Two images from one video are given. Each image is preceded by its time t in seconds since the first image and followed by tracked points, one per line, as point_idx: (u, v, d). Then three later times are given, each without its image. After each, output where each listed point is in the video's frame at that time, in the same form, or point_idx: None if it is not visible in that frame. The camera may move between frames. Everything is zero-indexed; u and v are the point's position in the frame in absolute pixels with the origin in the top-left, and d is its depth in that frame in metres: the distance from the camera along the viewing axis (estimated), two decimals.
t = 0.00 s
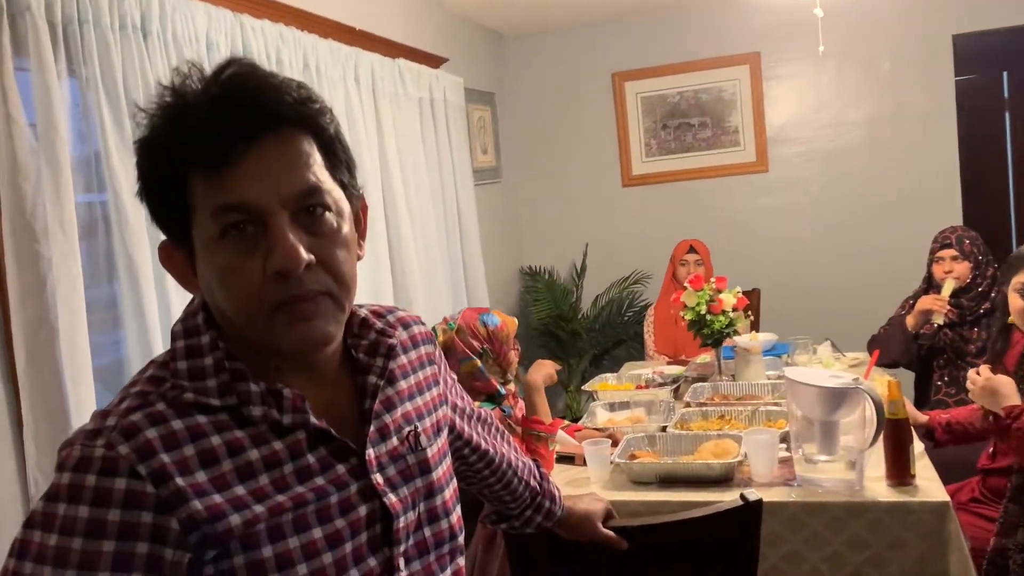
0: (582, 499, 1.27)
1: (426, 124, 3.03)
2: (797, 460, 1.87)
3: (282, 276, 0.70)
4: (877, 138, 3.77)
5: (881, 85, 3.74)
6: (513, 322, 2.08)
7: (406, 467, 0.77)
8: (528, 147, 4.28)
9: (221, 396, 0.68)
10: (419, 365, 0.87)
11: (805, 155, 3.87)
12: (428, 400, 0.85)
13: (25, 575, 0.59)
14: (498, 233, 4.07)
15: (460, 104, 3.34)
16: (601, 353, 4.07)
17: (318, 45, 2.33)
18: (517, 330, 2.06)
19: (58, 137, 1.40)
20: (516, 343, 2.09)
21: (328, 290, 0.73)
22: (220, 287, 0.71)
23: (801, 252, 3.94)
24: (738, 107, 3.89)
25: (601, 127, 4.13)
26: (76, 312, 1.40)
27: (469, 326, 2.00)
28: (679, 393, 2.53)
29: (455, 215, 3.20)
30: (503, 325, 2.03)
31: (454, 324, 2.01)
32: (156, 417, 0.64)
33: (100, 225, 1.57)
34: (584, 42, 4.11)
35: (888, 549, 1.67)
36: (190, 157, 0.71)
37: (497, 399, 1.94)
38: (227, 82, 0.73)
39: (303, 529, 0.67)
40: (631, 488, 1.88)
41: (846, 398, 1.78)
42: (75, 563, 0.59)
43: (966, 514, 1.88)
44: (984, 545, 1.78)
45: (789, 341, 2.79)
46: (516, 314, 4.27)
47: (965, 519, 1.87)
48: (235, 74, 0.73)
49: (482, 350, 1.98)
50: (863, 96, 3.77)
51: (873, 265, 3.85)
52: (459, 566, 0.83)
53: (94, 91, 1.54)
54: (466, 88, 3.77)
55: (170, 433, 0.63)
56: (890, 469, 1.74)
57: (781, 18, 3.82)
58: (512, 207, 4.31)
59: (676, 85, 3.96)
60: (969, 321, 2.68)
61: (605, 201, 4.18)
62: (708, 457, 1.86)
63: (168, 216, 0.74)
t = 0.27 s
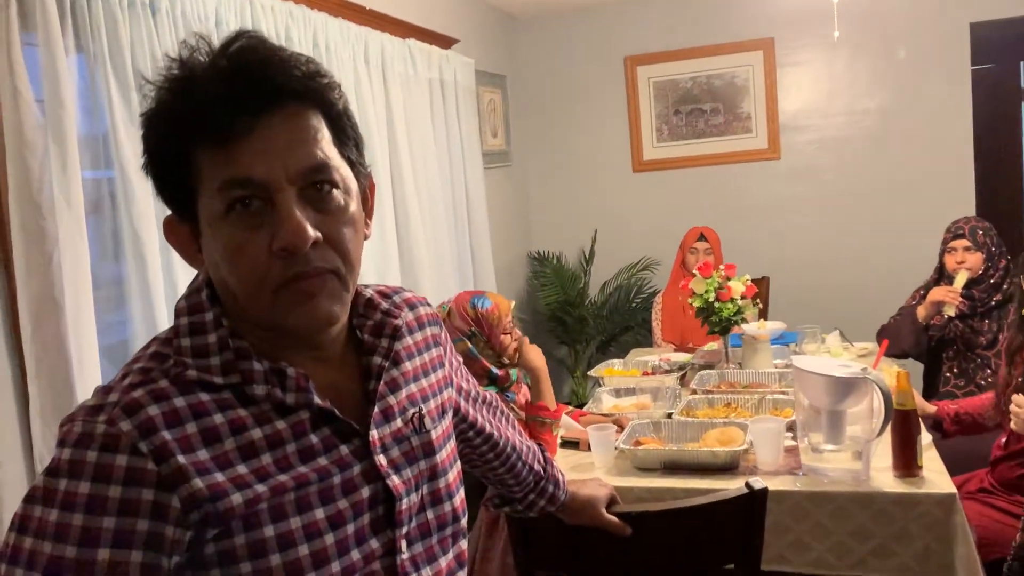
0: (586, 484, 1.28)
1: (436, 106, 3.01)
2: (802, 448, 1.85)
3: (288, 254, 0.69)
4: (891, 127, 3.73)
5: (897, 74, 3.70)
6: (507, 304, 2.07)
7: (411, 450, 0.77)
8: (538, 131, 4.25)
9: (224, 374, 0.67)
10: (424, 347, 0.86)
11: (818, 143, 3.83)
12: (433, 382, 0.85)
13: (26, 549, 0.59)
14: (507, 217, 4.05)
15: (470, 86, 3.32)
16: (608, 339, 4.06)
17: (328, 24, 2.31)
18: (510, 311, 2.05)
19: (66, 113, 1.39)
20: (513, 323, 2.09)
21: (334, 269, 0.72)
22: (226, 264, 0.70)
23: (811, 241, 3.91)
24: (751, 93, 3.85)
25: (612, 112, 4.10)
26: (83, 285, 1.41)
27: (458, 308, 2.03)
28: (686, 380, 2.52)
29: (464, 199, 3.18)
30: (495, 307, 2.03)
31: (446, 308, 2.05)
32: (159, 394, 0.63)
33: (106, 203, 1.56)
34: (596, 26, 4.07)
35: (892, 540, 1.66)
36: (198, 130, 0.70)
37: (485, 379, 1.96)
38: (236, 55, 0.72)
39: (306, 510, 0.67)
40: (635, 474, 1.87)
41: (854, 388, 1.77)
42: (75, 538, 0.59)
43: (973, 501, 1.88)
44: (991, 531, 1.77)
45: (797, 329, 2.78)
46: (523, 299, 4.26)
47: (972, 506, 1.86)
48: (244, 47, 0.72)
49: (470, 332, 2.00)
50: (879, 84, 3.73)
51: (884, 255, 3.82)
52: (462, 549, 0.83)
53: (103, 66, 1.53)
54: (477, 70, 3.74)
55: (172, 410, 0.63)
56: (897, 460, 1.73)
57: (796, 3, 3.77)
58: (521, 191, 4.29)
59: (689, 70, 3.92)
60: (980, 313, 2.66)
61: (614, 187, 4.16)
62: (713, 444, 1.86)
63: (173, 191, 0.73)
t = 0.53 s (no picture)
0: (589, 468, 1.29)
1: (443, 92, 3.01)
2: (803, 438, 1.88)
3: (305, 233, 0.70)
4: (897, 119, 3.72)
5: (904, 66, 3.69)
6: (511, 292, 2.09)
7: (422, 429, 0.78)
8: (544, 119, 4.25)
9: (241, 352, 0.69)
10: (435, 329, 0.88)
11: (823, 134, 3.83)
12: (443, 363, 0.86)
13: (48, 520, 0.60)
14: (511, 204, 4.05)
15: (476, 73, 3.32)
16: (611, 327, 4.07)
17: (336, 9, 2.31)
18: (514, 299, 2.07)
19: (77, 93, 1.40)
20: (516, 310, 2.10)
21: (350, 249, 0.73)
22: (244, 243, 0.71)
23: (814, 233, 3.91)
24: (758, 83, 3.85)
25: (618, 101, 4.10)
26: (93, 263, 1.43)
27: (462, 295, 2.04)
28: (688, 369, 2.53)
29: (469, 186, 3.19)
30: (499, 294, 2.05)
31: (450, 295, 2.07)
32: (178, 370, 0.65)
33: (116, 184, 1.57)
34: (603, 13, 4.06)
35: (891, 529, 1.68)
36: (218, 110, 0.71)
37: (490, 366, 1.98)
38: (256, 36, 0.73)
39: (320, 486, 0.68)
40: (637, 461, 1.89)
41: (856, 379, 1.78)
42: (97, 510, 0.60)
43: (972, 491, 1.90)
44: (988, 520, 1.80)
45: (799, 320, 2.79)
46: (526, 286, 4.27)
47: (970, 495, 1.88)
48: (265, 30, 0.73)
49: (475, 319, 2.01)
50: (885, 76, 3.72)
51: (887, 247, 3.83)
52: (470, 528, 0.84)
53: (114, 48, 1.54)
54: (483, 57, 3.74)
55: (191, 386, 0.64)
56: (897, 450, 1.75)
57: None
58: (526, 178, 4.29)
59: (695, 60, 3.92)
60: (983, 306, 2.67)
61: (619, 175, 4.16)
62: (714, 432, 1.87)
63: (193, 170, 0.74)
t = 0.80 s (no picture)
0: (580, 456, 1.30)
1: (439, 83, 3.02)
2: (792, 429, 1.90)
3: (302, 214, 0.72)
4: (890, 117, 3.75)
5: (897, 64, 3.71)
6: (501, 281, 2.10)
7: (416, 412, 0.80)
8: (539, 112, 4.26)
9: (239, 334, 0.70)
10: (431, 315, 0.89)
11: (817, 131, 3.85)
12: (437, 349, 0.87)
13: (50, 497, 0.61)
14: (506, 196, 4.07)
15: (473, 64, 3.33)
16: (603, 321, 4.09)
17: None
18: (506, 288, 2.09)
19: (76, 81, 1.41)
20: (508, 299, 2.13)
21: (346, 233, 0.74)
22: (243, 223, 0.73)
23: (807, 229, 3.94)
24: (752, 79, 3.87)
25: (613, 95, 4.11)
26: (89, 249, 1.44)
27: (455, 286, 2.05)
28: (679, 361, 2.56)
29: (465, 178, 3.20)
30: (491, 284, 2.06)
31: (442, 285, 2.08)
32: (178, 351, 0.66)
33: (114, 171, 1.58)
34: (600, 7, 4.06)
35: (877, 520, 1.70)
36: (222, 92, 0.73)
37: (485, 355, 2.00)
38: (263, 23, 0.74)
39: (316, 466, 0.70)
40: (627, 451, 1.91)
41: (845, 372, 1.80)
42: (98, 487, 0.61)
43: (958, 482, 1.93)
44: (972, 511, 1.83)
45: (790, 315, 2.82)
46: (521, 279, 4.29)
47: (956, 487, 1.92)
48: (272, 16, 0.75)
49: (468, 308, 2.03)
50: (879, 73, 3.74)
51: (878, 244, 3.85)
52: (462, 510, 0.86)
53: (112, 35, 1.54)
54: (480, 49, 3.74)
55: (191, 367, 0.66)
56: (884, 443, 1.77)
57: None
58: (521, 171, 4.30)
59: (691, 54, 3.93)
60: (972, 303, 2.70)
61: (613, 169, 4.18)
62: (704, 424, 1.90)
63: (196, 152, 0.76)
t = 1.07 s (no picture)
0: (565, 452, 1.32)
1: (427, 82, 3.03)
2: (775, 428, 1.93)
3: (291, 215, 0.73)
4: (875, 119, 3.79)
5: (881, 66, 3.75)
6: (494, 284, 2.13)
7: (404, 409, 0.81)
8: (527, 111, 4.28)
9: (232, 332, 0.71)
10: (419, 315, 0.91)
11: (802, 133, 3.88)
12: (426, 348, 0.89)
13: (45, 491, 0.63)
14: (494, 194, 4.08)
15: (462, 63, 3.33)
16: (590, 319, 4.12)
17: None
18: (498, 289, 2.12)
19: (66, 78, 1.41)
20: (498, 299, 2.15)
21: (334, 234, 0.76)
22: (233, 223, 0.74)
23: (792, 229, 3.98)
24: (739, 80, 3.90)
25: (601, 94, 4.13)
26: (79, 246, 1.44)
27: (447, 285, 2.08)
28: (664, 360, 2.58)
29: (453, 177, 3.21)
30: (483, 285, 2.09)
31: (434, 284, 2.10)
32: (172, 348, 0.67)
33: (104, 168, 1.59)
34: (589, 7, 4.08)
35: (857, 518, 1.73)
36: (215, 95, 0.74)
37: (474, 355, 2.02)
38: (257, 27, 0.76)
39: (307, 462, 0.71)
40: (612, 449, 1.93)
41: (827, 372, 1.83)
42: (93, 481, 0.63)
43: (937, 480, 1.97)
44: (951, 508, 1.86)
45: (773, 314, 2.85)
46: (508, 277, 4.31)
47: (935, 484, 1.95)
48: (267, 22, 0.76)
49: (459, 308, 2.05)
50: (863, 76, 3.78)
51: (862, 244, 3.90)
52: (449, 505, 0.88)
53: (102, 30, 1.55)
54: (468, 47, 3.75)
55: (184, 364, 0.67)
56: (865, 442, 1.80)
57: None
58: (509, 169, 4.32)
59: (678, 55, 3.96)
60: (952, 305, 2.74)
61: (600, 168, 4.20)
62: (688, 422, 1.92)
63: (190, 152, 0.77)
